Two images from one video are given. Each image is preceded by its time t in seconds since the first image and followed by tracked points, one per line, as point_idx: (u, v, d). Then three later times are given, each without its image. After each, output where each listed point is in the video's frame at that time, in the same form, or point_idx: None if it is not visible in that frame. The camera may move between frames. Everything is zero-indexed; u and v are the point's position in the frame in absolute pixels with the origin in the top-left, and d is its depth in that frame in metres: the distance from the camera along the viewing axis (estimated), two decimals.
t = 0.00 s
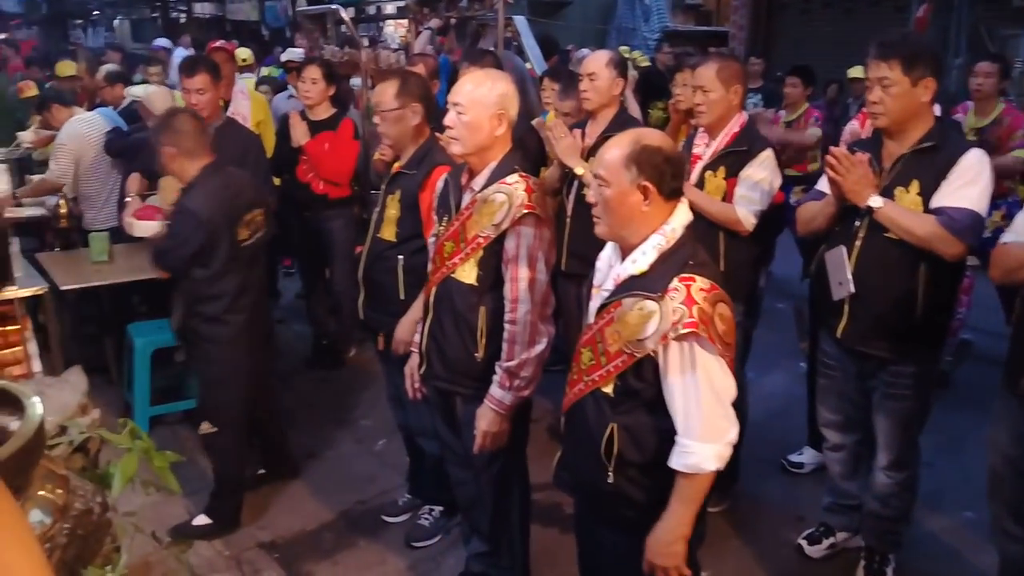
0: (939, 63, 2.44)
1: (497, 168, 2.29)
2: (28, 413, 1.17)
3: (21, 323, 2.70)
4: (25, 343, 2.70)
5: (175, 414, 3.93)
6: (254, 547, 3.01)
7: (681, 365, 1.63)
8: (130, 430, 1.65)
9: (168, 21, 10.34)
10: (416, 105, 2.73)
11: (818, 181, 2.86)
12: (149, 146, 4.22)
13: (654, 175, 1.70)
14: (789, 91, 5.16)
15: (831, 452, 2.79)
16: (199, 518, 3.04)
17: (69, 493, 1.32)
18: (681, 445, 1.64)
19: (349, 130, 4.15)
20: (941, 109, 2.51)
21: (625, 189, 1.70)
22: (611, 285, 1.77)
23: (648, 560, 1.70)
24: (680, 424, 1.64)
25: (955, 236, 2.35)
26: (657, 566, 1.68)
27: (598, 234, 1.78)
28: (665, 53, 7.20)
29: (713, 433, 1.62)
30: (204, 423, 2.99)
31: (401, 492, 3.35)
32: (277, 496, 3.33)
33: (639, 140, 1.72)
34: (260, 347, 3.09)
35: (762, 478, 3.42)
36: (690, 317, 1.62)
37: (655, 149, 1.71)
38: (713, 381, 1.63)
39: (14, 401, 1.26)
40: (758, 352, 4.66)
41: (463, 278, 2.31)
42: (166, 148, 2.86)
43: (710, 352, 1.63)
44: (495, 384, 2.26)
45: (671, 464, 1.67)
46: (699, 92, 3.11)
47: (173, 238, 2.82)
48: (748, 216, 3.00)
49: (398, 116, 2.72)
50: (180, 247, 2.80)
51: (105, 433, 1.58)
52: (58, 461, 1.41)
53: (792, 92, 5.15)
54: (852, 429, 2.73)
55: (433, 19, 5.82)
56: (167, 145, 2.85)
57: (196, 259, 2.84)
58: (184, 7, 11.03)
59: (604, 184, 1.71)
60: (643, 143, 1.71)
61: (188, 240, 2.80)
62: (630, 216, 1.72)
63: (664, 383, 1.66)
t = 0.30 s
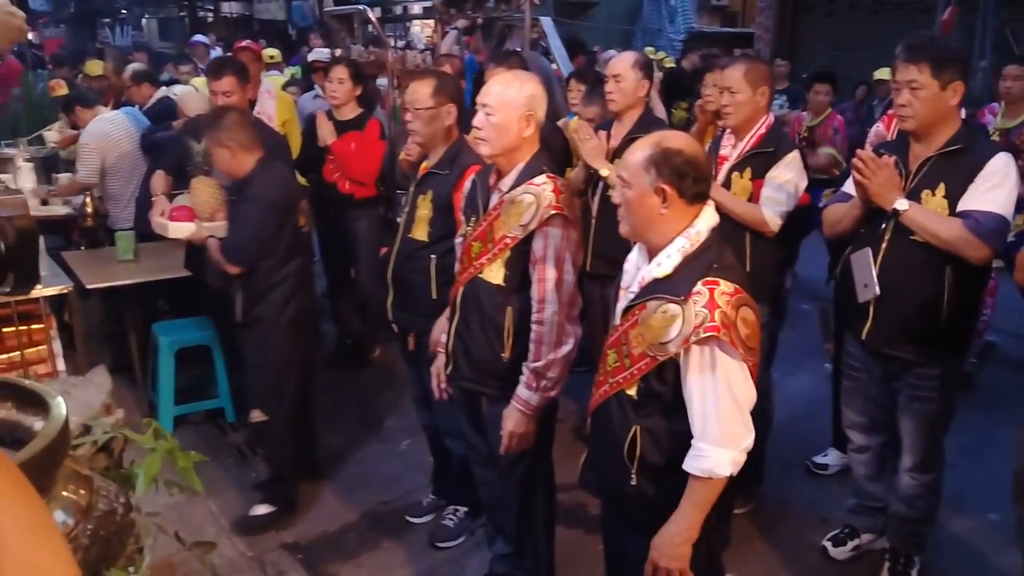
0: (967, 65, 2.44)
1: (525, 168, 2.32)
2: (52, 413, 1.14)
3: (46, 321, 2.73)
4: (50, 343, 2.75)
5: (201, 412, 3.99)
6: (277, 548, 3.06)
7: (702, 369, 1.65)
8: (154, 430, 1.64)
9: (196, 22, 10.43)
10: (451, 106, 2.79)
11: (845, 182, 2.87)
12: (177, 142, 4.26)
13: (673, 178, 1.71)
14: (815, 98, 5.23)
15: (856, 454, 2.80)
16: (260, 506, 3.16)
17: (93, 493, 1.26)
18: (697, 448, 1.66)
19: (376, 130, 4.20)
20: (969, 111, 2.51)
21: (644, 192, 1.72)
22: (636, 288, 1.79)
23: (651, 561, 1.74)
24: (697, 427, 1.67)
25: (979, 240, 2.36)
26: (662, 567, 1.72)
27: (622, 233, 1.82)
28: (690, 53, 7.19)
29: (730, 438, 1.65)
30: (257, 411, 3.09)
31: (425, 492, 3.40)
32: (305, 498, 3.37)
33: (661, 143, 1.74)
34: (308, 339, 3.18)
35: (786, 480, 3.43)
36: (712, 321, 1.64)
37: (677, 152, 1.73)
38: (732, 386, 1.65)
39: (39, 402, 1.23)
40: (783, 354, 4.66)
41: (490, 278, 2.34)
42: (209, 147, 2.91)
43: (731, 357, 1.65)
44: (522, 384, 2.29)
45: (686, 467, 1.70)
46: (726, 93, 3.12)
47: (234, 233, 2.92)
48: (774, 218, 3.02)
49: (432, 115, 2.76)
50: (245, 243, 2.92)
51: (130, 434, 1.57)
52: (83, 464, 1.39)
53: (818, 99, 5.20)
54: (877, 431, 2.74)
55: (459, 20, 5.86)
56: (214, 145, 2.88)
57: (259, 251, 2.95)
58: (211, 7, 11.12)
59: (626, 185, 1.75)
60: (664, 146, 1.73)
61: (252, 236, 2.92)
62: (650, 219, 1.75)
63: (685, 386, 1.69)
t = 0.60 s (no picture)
0: (942, 63, 2.47)
1: (505, 170, 2.32)
2: (21, 424, 1.12)
3: (16, 332, 2.70)
4: (20, 352, 2.72)
5: (179, 419, 3.96)
6: (258, 555, 3.05)
7: (671, 369, 1.66)
8: (128, 439, 1.62)
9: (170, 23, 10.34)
10: (436, 106, 2.79)
11: (822, 179, 2.89)
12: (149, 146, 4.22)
13: (648, 177, 1.72)
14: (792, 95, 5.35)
15: (833, 448, 2.82)
16: (284, 505, 3.25)
17: (64, 505, 1.26)
18: (661, 445, 1.68)
19: (354, 132, 4.18)
20: (943, 107, 2.54)
21: (620, 190, 1.74)
22: (613, 287, 1.80)
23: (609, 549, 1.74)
24: (662, 425, 1.68)
25: (952, 234, 2.38)
26: (617, 556, 1.72)
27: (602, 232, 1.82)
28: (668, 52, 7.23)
29: (692, 438, 1.66)
30: (272, 414, 3.16)
31: (407, 495, 3.40)
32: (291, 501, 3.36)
33: (638, 141, 1.76)
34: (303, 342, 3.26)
35: (766, 475, 3.46)
36: (683, 319, 1.64)
37: (655, 151, 1.74)
38: (698, 387, 1.65)
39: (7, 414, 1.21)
40: (762, 350, 4.69)
41: (472, 280, 2.34)
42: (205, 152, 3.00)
43: (701, 355, 1.66)
44: (505, 386, 2.29)
45: (648, 463, 1.71)
46: (705, 92, 3.13)
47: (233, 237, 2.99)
48: (753, 215, 3.04)
49: (417, 117, 2.76)
50: (246, 245, 2.99)
51: (102, 444, 1.55)
52: (54, 475, 1.38)
53: (797, 96, 5.27)
54: (854, 425, 2.77)
55: (437, 22, 5.86)
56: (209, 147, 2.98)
57: (257, 254, 3.03)
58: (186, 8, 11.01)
59: (604, 184, 1.76)
60: (641, 146, 1.74)
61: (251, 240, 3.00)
62: (628, 219, 1.76)
63: (654, 382, 1.70)
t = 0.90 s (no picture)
0: (929, 59, 2.48)
1: (494, 166, 2.32)
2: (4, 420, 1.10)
3: None
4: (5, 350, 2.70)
5: (166, 418, 3.94)
6: (246, 554, 3.04)
7: (651, 364, 1.67)
8: (114, 438, 1.60)
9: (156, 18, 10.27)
10: (427, 103, 2.79)
11: (811, 175, 2.90)
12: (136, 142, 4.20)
13: (635, 172, 1.72)
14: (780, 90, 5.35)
15: (822, 443, 2.83)
16: (272, 504, 3.24)
17: (47, 506, 1.25)
18: (643, 439, 1.68)
19: (340, 129, 4.16)
20: (930, 104, 2.55)
21: (607, 186, 1.73)
22: (600, 283, 1.80)
23: (599, 551, 1.74)
24: (645, 421, 1.69)
25: (938, 229, 2.40)
26: (607, 557, 1.72)
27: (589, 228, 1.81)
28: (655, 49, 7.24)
29: (675, 433, 1.66)
30: (268, 412, 3.18)
31: (397, 493, 3.40)
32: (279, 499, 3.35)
33: (625, 137, 1.75)
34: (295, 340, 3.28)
35: (754, 470, 3.47)
36: (667, 313, 1.64)
37: (642, 146, 1.73)
38: (678, 382, 1.65)
39: None
40: (750, 346, 4.70)
41: (459, 277, 2.34)
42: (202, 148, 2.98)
43: (684, 348, 1.65)
44: (493, 383, 2.29)
45: (633, 459, 1.71)
46: (692, 89, 3.13)
47: (240, 235, 2.98)
48: (740, 211, 3.05)
49: (409, 117, 2.74)
50: (255, 245, 2.98)
51: (87, 443, 1.53)
52: (37, 475, 1.36)
53: (783, 90, 5.27)
54: (842, 420, 2.78)
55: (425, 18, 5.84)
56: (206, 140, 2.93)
57: (266, 255, 3.04)
58: (171, 4, 10.92)
59: (591, 180, 1.75)
60: (625, 141, 1.73)
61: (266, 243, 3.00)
62: (616, 214, 1.75)
63: (638, 375, 1.70)
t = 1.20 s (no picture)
0: (912, 60, 2.51)
1: (478, 164, 2.32)
2: None
3: None
4: None
5: (150, 419, 3.92)
6: (230, 555, 3.02)
7: (639, 356, 1.67)
8: (98, 439, 1.58)
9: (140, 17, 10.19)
10: (404, 105, 2.75)
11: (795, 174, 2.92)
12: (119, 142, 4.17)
13: (628, 170, 1.72)
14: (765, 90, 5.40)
15: (806, 441, 2.85)
16: (257, 505, 3.23)
17: (30, 508, 1.23)
18: (627, 431, 1.68)
19: (326, 127, 4.17)
20: (913, 104, 2.58)
21: (600, 185, 1.72)
22: (588, 283, 1.80)
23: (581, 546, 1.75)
24: (629, 412, 1.69)
25: (921, 228, 2.41)
26: (590, 553, 1.73)
27: (576, 227, 1.81)
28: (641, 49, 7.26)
29: (659, 425, 1.66)
30: (259, 411, 3.17)
31: (383, 493, 3.39)
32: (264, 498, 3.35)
33: (615, 135, 1.75)
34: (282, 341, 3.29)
35: (740, 468, 3.48)
36: (660, 305, 1.65)
37: (632, 144, 1.74)
38: (665, 374, 1.66)
39: None
40: (736, 345, 4.73)
41: (444, 277, 2.34)
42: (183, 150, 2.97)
43: (675, 340, 1.66)
44: (477, 383, 2.29)
45: (616, 450, 1.71)
46: (677, 89, 3.14)
47: (234, 237, 2.98)
48: (725, 210, 3.06)
49: (385, 118, 2.73)
50: (246, 246, 2.97)
51: (71, 445, 1.52)
52: (19, 477, 1.35)
53: (769, 90, 5.38)
54: (826, 418, 2.79)
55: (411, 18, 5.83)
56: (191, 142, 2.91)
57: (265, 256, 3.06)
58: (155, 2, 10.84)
59: (581, 179, 1.74)
60: (616, 139, 1.73)
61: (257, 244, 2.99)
62: (607, 212, 1.75)
63: (626, 368, 1.70)
